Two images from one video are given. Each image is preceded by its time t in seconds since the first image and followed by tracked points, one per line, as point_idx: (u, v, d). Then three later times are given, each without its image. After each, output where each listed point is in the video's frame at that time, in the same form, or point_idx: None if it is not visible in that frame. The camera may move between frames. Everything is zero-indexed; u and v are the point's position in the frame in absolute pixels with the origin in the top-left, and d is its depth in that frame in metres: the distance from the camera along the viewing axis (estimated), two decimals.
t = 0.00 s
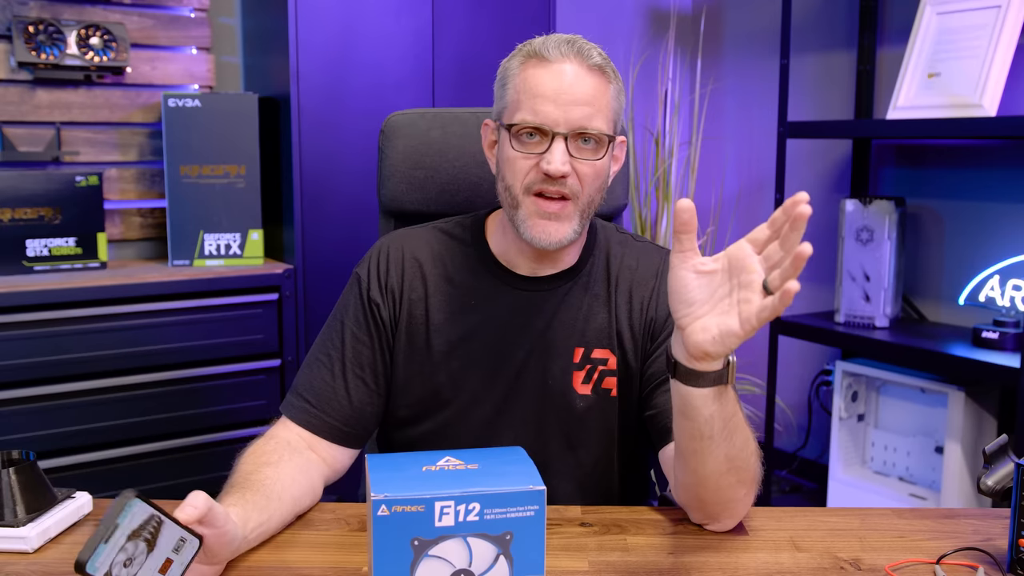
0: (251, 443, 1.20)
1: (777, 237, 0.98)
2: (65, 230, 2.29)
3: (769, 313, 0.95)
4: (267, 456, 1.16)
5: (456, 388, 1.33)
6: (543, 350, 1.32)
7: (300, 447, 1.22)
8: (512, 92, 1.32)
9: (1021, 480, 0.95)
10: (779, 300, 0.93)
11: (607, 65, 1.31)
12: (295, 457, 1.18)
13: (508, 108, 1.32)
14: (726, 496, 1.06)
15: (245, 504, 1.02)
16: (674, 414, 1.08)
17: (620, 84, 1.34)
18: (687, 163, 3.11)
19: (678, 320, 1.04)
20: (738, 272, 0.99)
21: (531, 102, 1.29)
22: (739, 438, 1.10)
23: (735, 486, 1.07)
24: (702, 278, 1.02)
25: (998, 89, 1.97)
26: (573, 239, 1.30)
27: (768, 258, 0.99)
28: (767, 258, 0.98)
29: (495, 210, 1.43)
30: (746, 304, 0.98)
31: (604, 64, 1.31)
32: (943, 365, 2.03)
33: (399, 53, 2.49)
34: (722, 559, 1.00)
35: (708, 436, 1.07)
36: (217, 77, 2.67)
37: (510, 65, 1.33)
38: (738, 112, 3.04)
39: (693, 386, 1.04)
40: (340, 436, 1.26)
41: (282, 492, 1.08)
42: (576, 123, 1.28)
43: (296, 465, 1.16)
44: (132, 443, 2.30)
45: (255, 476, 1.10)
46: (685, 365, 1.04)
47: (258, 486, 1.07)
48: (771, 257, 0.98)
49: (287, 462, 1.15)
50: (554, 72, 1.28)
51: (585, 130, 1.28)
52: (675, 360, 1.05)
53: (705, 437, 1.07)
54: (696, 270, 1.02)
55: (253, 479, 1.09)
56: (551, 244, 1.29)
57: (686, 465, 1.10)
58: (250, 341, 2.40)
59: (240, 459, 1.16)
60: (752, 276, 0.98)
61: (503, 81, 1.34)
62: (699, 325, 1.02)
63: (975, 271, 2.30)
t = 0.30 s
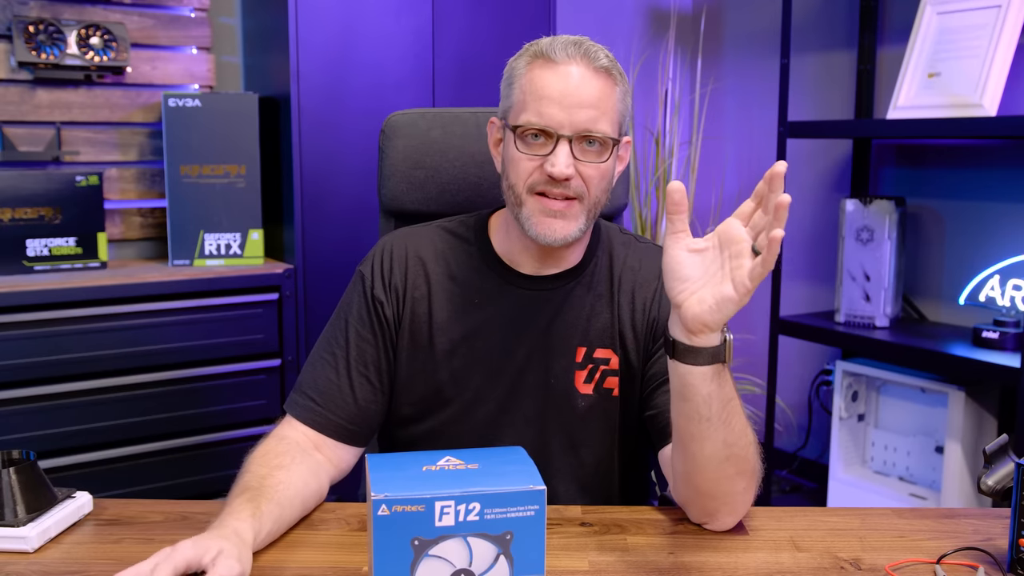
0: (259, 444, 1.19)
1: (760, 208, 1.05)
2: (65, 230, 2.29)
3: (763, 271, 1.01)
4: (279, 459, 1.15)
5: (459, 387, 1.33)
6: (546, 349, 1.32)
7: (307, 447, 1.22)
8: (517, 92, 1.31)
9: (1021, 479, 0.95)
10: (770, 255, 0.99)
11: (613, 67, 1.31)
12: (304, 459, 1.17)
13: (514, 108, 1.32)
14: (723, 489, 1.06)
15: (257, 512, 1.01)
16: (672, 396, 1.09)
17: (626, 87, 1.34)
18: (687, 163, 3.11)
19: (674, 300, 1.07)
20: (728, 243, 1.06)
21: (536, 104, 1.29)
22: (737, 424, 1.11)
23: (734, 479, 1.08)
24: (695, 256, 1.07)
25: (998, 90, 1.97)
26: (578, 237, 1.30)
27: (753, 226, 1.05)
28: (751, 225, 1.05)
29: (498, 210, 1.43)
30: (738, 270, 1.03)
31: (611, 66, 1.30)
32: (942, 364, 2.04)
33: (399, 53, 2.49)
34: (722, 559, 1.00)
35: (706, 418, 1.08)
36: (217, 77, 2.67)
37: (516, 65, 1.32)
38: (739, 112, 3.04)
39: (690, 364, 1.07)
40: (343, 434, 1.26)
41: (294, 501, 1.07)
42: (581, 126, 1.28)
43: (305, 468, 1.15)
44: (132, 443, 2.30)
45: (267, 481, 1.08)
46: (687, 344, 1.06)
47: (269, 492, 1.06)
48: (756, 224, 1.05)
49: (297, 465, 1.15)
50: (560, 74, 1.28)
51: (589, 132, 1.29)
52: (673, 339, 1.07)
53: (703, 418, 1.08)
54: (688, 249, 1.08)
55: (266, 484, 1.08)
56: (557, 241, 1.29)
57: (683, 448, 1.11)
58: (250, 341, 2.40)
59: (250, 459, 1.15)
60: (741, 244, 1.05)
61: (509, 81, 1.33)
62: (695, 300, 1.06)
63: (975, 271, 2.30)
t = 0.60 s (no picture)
0: (261, 443, 1.20)
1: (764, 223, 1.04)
2: (65, 230, 2.29)
3: (768, 292, 0.99)
4: (281, 459, 1.15)
5: (459, 387, 1.33)
6: (545, 349, 1.32)
7: (308, 447, 1.22)
8: (512, 99, 1.31)
9: (1022, 479, 0.95)
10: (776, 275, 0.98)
11: (608, 71, 1.30)
12: (306, 459, 1.18)
13: (509, 115, 1.31)
14: (727, 493, 1.06)
15: (264, 513, 1.01)
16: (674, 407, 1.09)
17: (621, 88, 1.33)
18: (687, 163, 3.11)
19: (676, 312, 1.06)
20: (731, 258, 1.04)
21: (531, 112, 1.28)
22: (739, 433, 1.11)
23: (736, 484, 1.08)
24: (697, 268, 1.05)
25: (998, 89, 1.97)
26: (577, 244, 1.31)
27: (759, 243, 1.03)
28: (756, 241, 1.03)
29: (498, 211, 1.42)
30: (742, 288, 1.02)
31: (605, 70, 1.29)
32: (942, 364, 2.03)
33: (400, 53, 2.49)
34: (723, 558, 1.00)
35: (708, 429, 1.09)
36: (217, 77, 2.67)
37: (509, 71, 1.32)
38: (739, 112, 3.04)
39: (694, 377, 1.06)
40: (343, 434, 1.26)
41: (298, 503, 1.07)
42: (576, 134, 1.27)
43: (306, 467, 1.15)
44: (132, 443, 2.30)
45: (269, 481, 1.08)
46: (687, 358, 1.05)
47: (272, 491, 1.06)
48: (762, 241, 1.03)
49: (299, 466, 1.15)
50: (554, 81, 1.27)
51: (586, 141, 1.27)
52: (674, 352, 1.06)
53: (705, 430, 1.09)
54: (690, 261, 1.05)
55: (268, 483, 1.08)
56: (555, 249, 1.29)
57: (685, 458, 1.12)
58: (250, 341, 2.40)
59: (251, 459, 1.15)
60: (745, 261, 1.03)
61: (503, 87, 1.33)
62: (696, 315, 1.04)
63: (976, 271, 2.30)
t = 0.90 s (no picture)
0: (259, 444, 1.19)
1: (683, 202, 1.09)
2: (66, 230, 2.29)
3: (723, 240, 1.05)
4: (278, 458, 1.15)
5: (456, 388, 1.33)
6: (542, 350, 1.32)
7: (305, 448, 1.22)
8: (499, 97, 1.32)
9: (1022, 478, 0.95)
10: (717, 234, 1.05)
11: (592, 62, 1.31)
12: (303, 459, 1.18)
13: (497, 112, 1.32)
14: (722, 490, 1.06)
15: (262, 512, 1.01)
16: (665, 402, 1.10)
17: (608, 82, 1.34)
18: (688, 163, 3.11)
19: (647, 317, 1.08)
20: (675, 243, 1.09)
21: (517, 103, 1.29)
22: (731, 423, 1.12)
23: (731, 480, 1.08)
24: (648, 267, 1.10)
25: (998, 89, 1.97)
26: (572, 237, 1.30)
27: (687, 218, 1.09)
28: (683, 218, 1.09)
29: (493, 211, 1.42)
30: (699, 255, 1.07)
31: (589, 61, 1.31)
32: (942, 364, 2.04)
33: (400, 53, 2.49)
34: (723, 558, 1.00)
35: (702, 419, 1.09)
36: (218, 77, 2.67)
37: (496, 71, 1.33)
38: (739, 112, 3.04)
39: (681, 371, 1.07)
40: (341, 435, 1.26)
41: (296, 501, 1.07)
42: (564, 120, 1.28)
43: (304, 466, 1.15)
44: (133, 443, 2.30)
45: (267, 480, 1.08)
46: (677, 348, 1.06)
47: (270, 490, 1.06)
48: (689, 218, 1.09)
49: (296, 465, 1.15)
50: (539, 72, 1.28)
51: (575, 125, 1.28)
52: (662, 350, 1.06)
53: (700, 420, 1.09)
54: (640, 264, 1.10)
55: (266, 482, 1.08)
56: (549, 241, 1.28)
57: (679, 452, 1.12)
58: (250, 341, 2.40)
59: (250, 458, 1.15)
60: (691, 237, 1.08)
61: (490, 89, 1.34)
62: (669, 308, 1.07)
63: (976, 271, 2.30)
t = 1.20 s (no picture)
0: (261, 443, 1.20)
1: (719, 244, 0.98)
2: (68, 229, 2.29)
3: (745, 319, 0.95)
4: (279, 457, 1.15)
5: (457, 389, 1.33)
6: (543, 351, 1.32)
7: (307, 448, 1.22)
8: (485, 107, 1.32)
9: None
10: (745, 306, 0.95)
11: (575, 61, 1.32)
12: (305, 458, 1.18)
13: (486, 123, 1.32)
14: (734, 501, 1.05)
15: (264, 510, 1.01)
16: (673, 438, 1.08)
17: (591, 79, 1.34)
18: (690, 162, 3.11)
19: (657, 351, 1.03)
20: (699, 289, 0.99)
21: (506, 111, 1.29)
22: (740, 450, 1.10)
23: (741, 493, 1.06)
24: (664, 304, 1.02)
25: (1001, 89, 1.97)
26: (578, 237, 1.29)
27: (721, 267, 0.98)
28: (717, 268, 0.98)
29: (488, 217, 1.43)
30: (716, 318, 0.98)
31: (571, 60, 1.31)
32: (944, 364, 2.03)
33: (402, 53, 2.50)
34: (725, 558, 1.00)
35: (710, 453, 1.08)
36: (220, 77, 2.68)
37: (477, 81, 1.34)
38: (741, 111, 3.04)
39: (691, 410, 1.05)
40: (343, 436, 1.27)
41: (297, 500, 1.07)
42: (557, 123, 1.28)
43: (305, 466, 1.15)
44: (135, 442, 2.30)
45: (269, 479, 1.08)
46: (682, 393, 1.05)
47: (272, 489, 1.06)
48: (723, 268, 0.97)
49: (297, 464, 1.15)
50: (525, 78, 1.28)
51: (567, 127, 1.28)
52: (669, 390, 1.05)
53: (707, 454, 1.08)
54: (655, 299, 1.02)
55: (267, 481, 1.08)
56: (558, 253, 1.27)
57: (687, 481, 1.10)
58: (253, 340, 2.40)
59: (251, 458, 1.15)
60: (715, 290, 0.98)
61: (474, 99, 1.35)
62: (680, 353, 1.01)
63: (978, 270, 2.30)
